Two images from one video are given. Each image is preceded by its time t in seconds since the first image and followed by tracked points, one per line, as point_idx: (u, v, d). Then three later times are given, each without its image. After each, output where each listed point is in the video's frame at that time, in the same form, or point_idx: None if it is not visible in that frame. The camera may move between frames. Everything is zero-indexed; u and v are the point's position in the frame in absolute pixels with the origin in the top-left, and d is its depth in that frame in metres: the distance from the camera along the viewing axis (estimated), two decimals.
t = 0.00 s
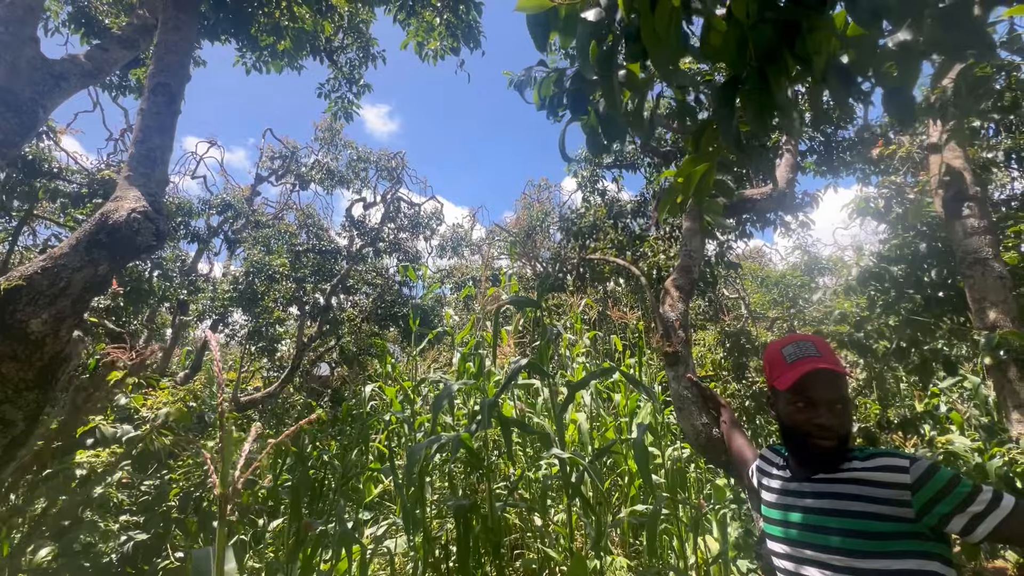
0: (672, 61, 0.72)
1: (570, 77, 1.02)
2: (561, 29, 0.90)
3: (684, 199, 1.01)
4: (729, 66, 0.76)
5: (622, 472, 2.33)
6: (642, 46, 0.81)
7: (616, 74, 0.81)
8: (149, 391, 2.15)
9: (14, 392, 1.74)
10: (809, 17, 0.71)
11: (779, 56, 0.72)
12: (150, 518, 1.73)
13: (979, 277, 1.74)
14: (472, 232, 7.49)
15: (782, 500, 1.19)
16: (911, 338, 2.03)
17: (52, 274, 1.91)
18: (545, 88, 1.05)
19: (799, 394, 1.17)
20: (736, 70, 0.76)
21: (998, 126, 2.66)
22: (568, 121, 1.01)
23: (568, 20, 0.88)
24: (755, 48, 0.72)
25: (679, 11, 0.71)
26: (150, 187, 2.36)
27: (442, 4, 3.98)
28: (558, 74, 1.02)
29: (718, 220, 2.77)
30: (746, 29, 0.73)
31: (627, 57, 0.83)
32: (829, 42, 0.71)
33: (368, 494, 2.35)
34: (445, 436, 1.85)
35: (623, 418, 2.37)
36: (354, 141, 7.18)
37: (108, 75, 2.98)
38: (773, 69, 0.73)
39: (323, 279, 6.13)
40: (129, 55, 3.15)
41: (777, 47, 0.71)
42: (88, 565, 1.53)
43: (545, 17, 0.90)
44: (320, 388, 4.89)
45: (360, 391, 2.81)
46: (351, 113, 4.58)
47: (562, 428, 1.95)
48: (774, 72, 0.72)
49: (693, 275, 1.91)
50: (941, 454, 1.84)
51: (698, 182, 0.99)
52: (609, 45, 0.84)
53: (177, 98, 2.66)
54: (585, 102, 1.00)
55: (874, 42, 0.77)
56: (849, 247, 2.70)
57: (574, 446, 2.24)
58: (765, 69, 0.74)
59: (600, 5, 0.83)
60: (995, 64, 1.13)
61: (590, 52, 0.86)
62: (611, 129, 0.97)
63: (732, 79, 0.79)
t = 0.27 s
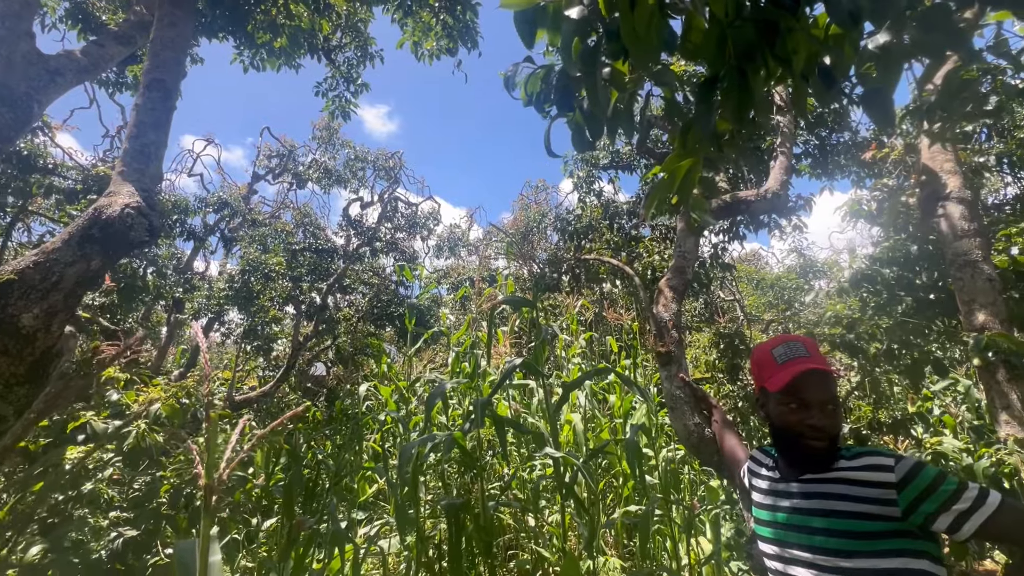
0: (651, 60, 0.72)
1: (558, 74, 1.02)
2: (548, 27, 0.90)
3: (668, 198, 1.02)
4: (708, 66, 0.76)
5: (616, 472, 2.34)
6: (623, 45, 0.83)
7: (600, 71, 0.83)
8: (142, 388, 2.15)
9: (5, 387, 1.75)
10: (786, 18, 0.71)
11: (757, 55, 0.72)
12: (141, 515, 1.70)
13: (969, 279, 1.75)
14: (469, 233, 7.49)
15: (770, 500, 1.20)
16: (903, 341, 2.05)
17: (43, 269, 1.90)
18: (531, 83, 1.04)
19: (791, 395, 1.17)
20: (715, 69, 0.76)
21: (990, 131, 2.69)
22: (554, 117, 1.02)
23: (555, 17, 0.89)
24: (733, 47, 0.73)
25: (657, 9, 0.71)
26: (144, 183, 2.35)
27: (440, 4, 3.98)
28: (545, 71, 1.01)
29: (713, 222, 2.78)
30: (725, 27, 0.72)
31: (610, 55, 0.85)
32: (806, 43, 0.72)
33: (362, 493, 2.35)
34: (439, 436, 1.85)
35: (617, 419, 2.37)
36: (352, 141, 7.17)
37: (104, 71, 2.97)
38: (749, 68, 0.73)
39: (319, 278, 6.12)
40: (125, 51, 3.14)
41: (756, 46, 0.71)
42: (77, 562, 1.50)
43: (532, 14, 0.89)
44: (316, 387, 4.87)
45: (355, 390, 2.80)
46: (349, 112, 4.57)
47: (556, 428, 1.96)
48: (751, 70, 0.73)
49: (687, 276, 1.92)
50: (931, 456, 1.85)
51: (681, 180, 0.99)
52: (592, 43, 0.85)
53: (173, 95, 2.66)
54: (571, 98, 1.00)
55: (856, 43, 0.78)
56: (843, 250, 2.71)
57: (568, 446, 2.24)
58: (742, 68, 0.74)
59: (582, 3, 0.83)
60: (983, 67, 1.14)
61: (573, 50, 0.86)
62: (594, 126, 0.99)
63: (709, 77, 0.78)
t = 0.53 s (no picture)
0: (642, 64, 0.71)
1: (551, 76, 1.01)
2: (543, 29, 0.89)
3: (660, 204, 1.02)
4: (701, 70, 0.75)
5: (609, 474, 2.34)
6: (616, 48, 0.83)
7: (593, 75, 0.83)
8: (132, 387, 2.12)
9: None
10: (779, 23, 0.71)
11: (750, 61, 0.72)
12: (128, 516, 1.69)
13: (961, 284, 1.76)
14: (464, 233, 7.48)
15: (763, 504, 1.21)
16: (895, 344, 2.06)
17: (31, 266, 1.88)
18: (525, 86, 1.03)
19: (784, 399, 1.17)
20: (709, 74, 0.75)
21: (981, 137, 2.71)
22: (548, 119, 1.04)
23: (549, 20, 0.87)
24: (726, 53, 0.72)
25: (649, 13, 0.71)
26: (136, 180, 2.33)
27: (437, 4, 3.98)
28: (539, 73, 1.00)
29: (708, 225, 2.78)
30: (718, 33, 0.72)
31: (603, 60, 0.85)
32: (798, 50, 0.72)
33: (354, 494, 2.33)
34: (432, 436, 1.84)
35: (611, 421, 2.37)
36: (348, 140, 7.16)
37: (96, 66, 2.94)
38: (742, 73, 0.73)
39: (314, 277, 6.09)
40: (118, 47, 3.11)
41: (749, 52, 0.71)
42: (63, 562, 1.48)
43: (526, 16, 0.88)
44: (309, 387, 4.85)
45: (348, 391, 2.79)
46: (344, 111, 4.56)
47: (549, 430, 1.95)
48: (744, 76, 0.73)
49: (681, 278, 1.92)
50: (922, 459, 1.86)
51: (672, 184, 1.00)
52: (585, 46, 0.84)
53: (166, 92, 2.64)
54: (565, 101, 1.01)
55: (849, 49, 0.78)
56: (836, 253, 2.73)
57: (562, 447, 2.24)
58: (735, 74, 0.74)
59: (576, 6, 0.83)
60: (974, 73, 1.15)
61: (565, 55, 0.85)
62: (587, 129, 1.00)
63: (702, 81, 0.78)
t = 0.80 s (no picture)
0: (637, 61, 0.70)
1: (545, 75, 1.00)
2: (537, 26, 0.88)
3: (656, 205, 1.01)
4: (694, 68, 0.75)
5: (604, 475, 2.33)
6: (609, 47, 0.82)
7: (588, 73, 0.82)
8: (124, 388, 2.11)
9: None
10: (770, 23, 0.69)
11: (742, 60, 0.72)
12: (119, 517, 1.68)
13: (955, 286, 1.77)
14: (461, 234, 7.47)
15: (760, 506, 1.21)
16: (890, 346, 2.06)
17: (22, 265, 1.86)
18: (518, 85, 1.01)
19: (774, 400, 1.18)
20: (701, 71, 0.75)
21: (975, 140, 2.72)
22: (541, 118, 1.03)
23: (544, 17, 0.87)
24: (719, 51, 0.71)
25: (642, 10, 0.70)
26: (128, 179, 2.31)
27: (434, 5, 3.98)
28: (533, 72, 0.99)
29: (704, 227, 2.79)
30: (711, 31, 0.72)
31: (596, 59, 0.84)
32: (793, 47, 0.71)
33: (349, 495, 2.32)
34: (428, 437, 1.83)
35: (606, 422, 2.37)
36: (345, 140, 7.14)
37: (91, 64, 2.92)
38: (735, 71, 0.72)
39: (310, 278, 6.07)
40: (113, 45, 3.09)
41: (742, 51, 0.70)
42: (53, 564, 1.46)
43: (520, 14, 0.88)
44: (305, 388, 4.83)
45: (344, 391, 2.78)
46: (341, 111, 4.55)
47: (545, 431, 1.94)
48: (737, 75, 0.72)
49: (677, 280, 1.92)
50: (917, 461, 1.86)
51: (665, 187, 0.99)
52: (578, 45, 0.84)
53: (159, 90, 2.62)
54: (558, 100, 1.01)
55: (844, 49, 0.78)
56: (832, 256, 2.74)
57: (558, 449, 2.23)
58: (728, 73, 0.73)
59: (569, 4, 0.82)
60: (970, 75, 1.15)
61: (557, 51, 0.84)
62: (581, 128, 0.98)
63: (694, 81, 0.78)
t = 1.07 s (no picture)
0: (632, 58, 0.70)
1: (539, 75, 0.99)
2: (531, 24, 0.87)
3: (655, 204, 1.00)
4: (691, 66, 0.75)
5: (604, 478, 2.32)
6: (603, 44, 0.83)
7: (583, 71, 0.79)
8: (121, 390, 2.10)
9: None
10: (768, 19, 0.68)
11: (740, 58, 0.71)
12: (115, 521, 1.67)
13: (955, 288, 1.76)
14: (461, 236, 7.46)
15: (762, 511, 1.21)
16: (890, 348, 2.05)
17: (18, 267, 1.86)
18: (513, 83, 1.01)
19: (767, 400, 1.21)
20: (697, 70, 0.74)
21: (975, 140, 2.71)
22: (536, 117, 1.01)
23: (538, 14, 0.86)
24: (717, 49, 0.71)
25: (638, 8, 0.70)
26: (126, 180, 2.31)
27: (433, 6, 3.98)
28: (527, 70, 0.97)
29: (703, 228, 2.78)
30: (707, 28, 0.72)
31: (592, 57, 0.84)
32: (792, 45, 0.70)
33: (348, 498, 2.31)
34: (426, 440, 1.82)
35: (606, 424, 2.36)
36: (344, 142, 7.14)
37: (89, 67, 2.92)
38: (733, 69, 0.72)
39: (309, 279, 6.06)
40: (112, 47, 3.09)
41: (740, 50, 0.69)
42: (47, 569, 1.46)
43: (513, 11, 0.86)
44: (305, 390, 4.81)
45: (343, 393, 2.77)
46: (341, 113, 4.55)
47: (544, 433, 1.93)
48: (735, 73, 0.72)
49: (676, 281, 1.92)
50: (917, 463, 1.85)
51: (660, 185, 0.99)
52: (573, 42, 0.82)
53: (157, 92, 2.62)
54: (553, 100, 0.99)
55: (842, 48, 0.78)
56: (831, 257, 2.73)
57: (558, 451, 2.22)
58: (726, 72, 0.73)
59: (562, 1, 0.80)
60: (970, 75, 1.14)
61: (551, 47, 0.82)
62: (577, 127, 0.96)
63: (692, 79, 0.78)
